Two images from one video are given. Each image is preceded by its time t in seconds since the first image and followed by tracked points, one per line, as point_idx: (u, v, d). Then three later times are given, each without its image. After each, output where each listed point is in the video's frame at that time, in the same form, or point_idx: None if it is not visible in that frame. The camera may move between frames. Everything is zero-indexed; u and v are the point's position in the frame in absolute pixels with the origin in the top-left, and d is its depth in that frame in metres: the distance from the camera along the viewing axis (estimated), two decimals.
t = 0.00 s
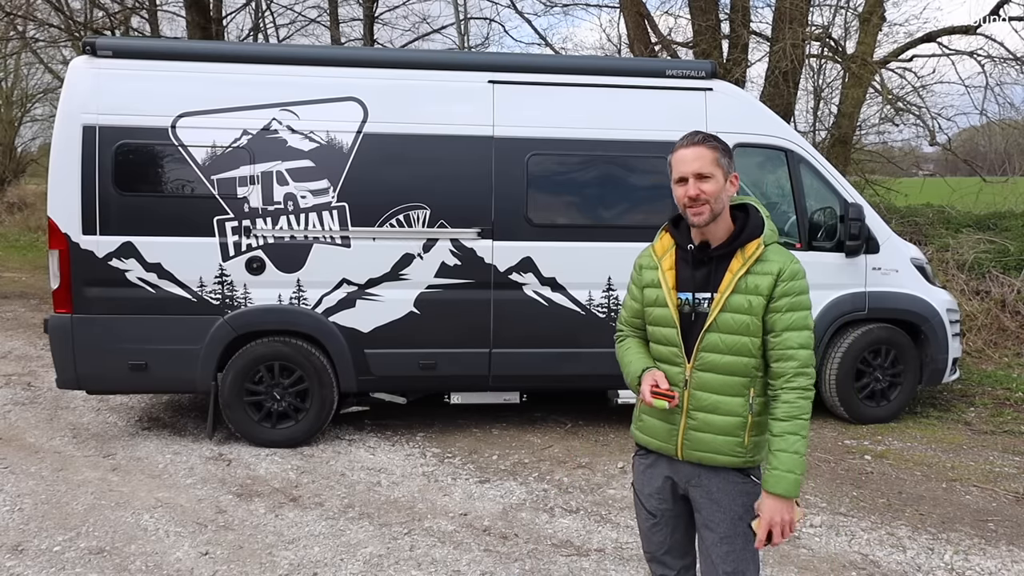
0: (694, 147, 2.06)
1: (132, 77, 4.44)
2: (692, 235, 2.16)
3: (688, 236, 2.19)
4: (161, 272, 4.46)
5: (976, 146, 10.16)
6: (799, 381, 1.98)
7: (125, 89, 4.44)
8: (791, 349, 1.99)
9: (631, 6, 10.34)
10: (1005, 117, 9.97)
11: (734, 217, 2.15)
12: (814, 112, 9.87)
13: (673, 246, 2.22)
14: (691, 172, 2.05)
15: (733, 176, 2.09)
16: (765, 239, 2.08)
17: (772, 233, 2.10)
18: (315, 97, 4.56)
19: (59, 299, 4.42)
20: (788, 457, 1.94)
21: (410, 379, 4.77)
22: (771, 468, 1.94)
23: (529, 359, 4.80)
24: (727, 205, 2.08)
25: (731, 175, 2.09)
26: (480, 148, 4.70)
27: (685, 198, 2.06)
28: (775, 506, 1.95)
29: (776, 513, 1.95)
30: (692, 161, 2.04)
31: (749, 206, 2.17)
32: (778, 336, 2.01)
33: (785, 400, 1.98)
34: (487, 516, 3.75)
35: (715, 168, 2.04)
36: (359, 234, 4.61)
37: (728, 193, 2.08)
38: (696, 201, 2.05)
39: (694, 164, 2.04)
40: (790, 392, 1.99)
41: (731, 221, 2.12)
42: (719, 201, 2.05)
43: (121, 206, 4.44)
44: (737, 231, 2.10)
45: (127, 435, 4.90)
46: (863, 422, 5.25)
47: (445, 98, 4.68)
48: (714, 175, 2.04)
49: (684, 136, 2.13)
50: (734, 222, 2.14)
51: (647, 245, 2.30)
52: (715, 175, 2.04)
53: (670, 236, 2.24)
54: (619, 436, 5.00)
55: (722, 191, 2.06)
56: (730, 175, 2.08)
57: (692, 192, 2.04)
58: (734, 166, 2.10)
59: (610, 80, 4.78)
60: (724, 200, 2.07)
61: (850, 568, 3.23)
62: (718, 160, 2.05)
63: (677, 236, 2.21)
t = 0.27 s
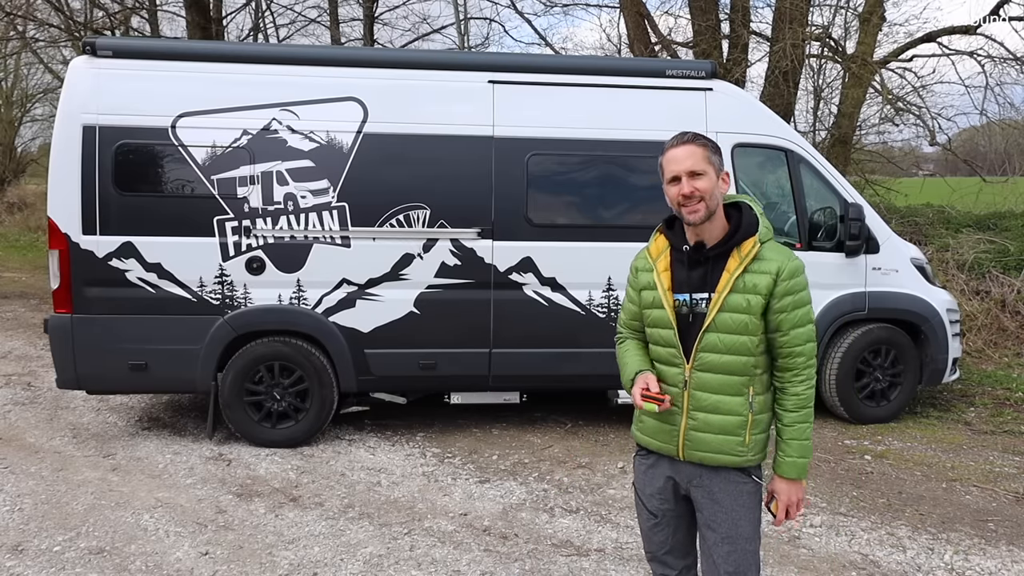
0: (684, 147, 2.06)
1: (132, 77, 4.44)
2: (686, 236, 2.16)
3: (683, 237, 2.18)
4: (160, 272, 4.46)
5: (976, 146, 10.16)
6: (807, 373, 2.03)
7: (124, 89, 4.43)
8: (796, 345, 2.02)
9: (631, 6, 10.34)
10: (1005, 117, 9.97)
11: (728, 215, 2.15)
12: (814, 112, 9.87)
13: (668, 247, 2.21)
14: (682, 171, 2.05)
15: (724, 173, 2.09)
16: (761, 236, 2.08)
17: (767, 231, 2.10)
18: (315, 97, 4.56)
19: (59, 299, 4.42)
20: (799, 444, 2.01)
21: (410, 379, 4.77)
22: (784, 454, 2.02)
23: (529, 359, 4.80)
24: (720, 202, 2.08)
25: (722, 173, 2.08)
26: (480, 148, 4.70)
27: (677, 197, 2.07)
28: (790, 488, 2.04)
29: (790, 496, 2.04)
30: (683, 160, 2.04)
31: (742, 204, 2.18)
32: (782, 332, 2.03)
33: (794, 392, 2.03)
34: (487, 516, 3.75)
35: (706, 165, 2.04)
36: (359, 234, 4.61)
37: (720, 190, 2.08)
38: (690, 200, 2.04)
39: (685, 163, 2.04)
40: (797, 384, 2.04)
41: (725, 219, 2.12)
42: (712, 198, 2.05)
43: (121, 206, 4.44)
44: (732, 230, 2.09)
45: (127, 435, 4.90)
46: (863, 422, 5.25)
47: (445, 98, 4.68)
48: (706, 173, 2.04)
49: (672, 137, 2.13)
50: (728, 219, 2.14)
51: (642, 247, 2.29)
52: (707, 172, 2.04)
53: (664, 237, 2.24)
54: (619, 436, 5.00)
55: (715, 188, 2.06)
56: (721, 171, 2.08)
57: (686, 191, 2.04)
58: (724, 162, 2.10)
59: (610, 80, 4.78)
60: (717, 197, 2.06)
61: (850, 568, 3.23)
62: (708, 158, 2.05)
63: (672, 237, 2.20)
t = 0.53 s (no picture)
0: (682, 148, 2.06)
1: (132, 77, 4.44)
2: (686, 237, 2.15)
3: (682, 238, 2.18)
4: (161, 272, 4.46)
5: (976, 146, 10.16)
6: (808, 371, 2.04)
7: (124, 89, 4.44)
8: (798, 341, 2.03)
9: (631, 6, 10.34)
10: (1005, 117, 9.97)
11: (726, 215, 2.15)
12: (814, 112, 9.87)
13: (666, 248, 2.20)
14: (680, 173, 2.05)
15: (722, 173, 2.09)
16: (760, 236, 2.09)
17: (765, 230, 2.12)
18: (315, 97, 4.56)
19: (59, 299, 4.42)
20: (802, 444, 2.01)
21: (410, 379, 4.77)
22: (787, 455, 2.01)
23: (530, 359, 4.80)
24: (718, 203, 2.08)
25: (720, 173, 2.08)
26: (480, 148, 4.70)
27: (677, 198, 2.06)
28: (794, 491, 2.02)
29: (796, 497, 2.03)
30: (682, 162, 2.04)
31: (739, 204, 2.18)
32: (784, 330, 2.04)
33: (796, 391, 2.04)
34: (487, 516, 3.75)
35: (704, 167, 2.04)
36: (359, 234, 4.61)
37: (719, 190, 2.08)
38: (689, 202, 2.04)
39: (683, 165, 2.04)
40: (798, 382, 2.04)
41: (724, 219, 2.12)
42: (710, 199, 2.05)
43: (121, 206, 4.44)
44: (732, 229, 2.10)
45: (127, 435, 4.90)
46: (863, 422, 5.25)
47: (445, 98, 4.68)
48: (704, 174, 2.04)
49: (669, 139, 2.13)
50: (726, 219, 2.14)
51: (638, 249, 2.28)
52: (706, 174, 2.04)
53: (661, 238, 2.23)
54: (619, 436, 5.00)
55: (713, 190, 2.06)
56: (719, 172, 2.08)
57: (684, 193, 2.03)
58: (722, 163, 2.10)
59: (610, 80, 4.78)
60: (716, 198, 2.07)
61: (850, 568, 3.23)
62: (706, 159, 2.05)
63: (670, 237, 2.20)
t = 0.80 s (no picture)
0: (681, 148, 2.06)
1: (132, 77, 4.44)
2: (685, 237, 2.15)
3: (681, 238, 2.18)
4: (161, 272, 4.46)
5: (976, 146, 10.16)
6: (806, 370, 2.03)
7: (124, 89, 4.43)
8: (796, 340, 2.03)
9: (631, 6, 10.33)
10: (1005, 117, 9.97)
11: (726, 215, 2.15)
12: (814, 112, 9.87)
13: (665, 248, 2.20)
14: (680, 173, 2.05)
15: (721, 173, 2.09)
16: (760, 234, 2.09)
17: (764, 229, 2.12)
18: (315, 97, 4.56)
19: (59, 299, 4.42)
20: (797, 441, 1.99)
21: (410, 379, 4.77)
22: (779, 454, 1.99)
23: (530, 359, 4.80)
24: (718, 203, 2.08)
25: (720, 173, 2.08)
26: (480, 148, 4.70)
27: (677, 199, 2.05)
28: (784, 491, 2.00)
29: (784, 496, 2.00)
30: (682, 162, 2.04)
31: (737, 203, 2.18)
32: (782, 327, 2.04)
33: (793, 388, 2.03)
34: (487, 516, 3.75)
35: (704, 167, 2.04)
36: (359, 234, 4.61)
37: (718, 190, 2.08)
38: (689, 202, 2.04)
39: (683, 165, 2.04)
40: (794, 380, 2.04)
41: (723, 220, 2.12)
42: (710, 199, 2.05)
43: (121, 206, 4.44)
44: (732, 229, 2.10)
45: (127, 435, 4.90)
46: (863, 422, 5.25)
47: (445, 98, 4.68)
48: (704, 174, 2.04)
49: (668, 139, 2.13)
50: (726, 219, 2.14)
51: (636, 249, 2.27)
52: (705, 174, 2.04)
53: (659, 238, 2.22)
54: (619, 436, 5.00)
55: (713, 189, 2.06)
56: (718, 172, 2.08)
57: (685, 193, 2.03)
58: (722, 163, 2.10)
59: (610, 80, 4.78)
60: (715, 198, 2.07)
61: (850, 568, 3.23)
62: (706, 159, 2.05)
63: (669, 238, 2.19)
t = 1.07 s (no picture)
0: (681, 149, 2.06)
1: (132, 77, 4.44)
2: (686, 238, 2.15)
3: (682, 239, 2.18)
4: (161, 272, 4.46)
5: (976, 146, 10.15)
6: (808, 373, 2.04)
7: (124, 90, 4.43)
8: (799, 343, 2.03)
9: (631, 6, 10.33)
10: (1005, 117, 9.97)
11: (727, 216, 2.15)
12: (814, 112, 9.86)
13: (666, 249, 2.19)
14: (680, 175, 2.05)
15: (722, 174, 2.09)
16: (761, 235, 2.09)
17: (766, 230, 2.12)
18: (315, 97, 4.56)
19: (59, 299, 4.42)
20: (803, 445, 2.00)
21: (410, 379, 4.77)
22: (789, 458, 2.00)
23: (530, 359, 4.80)
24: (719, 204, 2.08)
25: (720, 174, 2.08)
26: (480, 148, 4.70)
27: (676, 200, 2.06)
28: (797, 494, 2.00)
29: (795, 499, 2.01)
30: (681, 163, 2.04)
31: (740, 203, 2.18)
32: (784, 330, 2.03)
33: (797, 391, 2.04)
34: (487, 516, 3.75)
35: (704, 168, 2.04)
36: (359, 233, 4.61)
37: (719, 191, 2.08)
38: (689, 204, 2.04)
39: (683, 166, 2.04)
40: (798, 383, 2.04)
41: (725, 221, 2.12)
42: (711, 200, 2.05)
43: (121, 206, 4.44)
44: (733, 230, 2.09)
45: (127, 435, 4.90)
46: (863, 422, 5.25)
47: (445, 98, 4.68)
48: (704, 176, 2.04)
49: (667, 140, 2.12)
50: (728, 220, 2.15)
51: (637, 249, 2.27)
52: (706, 175, 2.04)
53: (660, 239, 2.22)
54: (619, 436, 5.00)
55: (713, 191, 2.06)
56: (720, 173, 2.08)
57: (685, 195, 2.03)
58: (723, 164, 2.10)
59: (610, 80, 4.78)
60: (716, 199, 2.07)
61: (850, 568, 3.23)
62: (706, 160, 2.05)
63: (670, 239, 2.19)
